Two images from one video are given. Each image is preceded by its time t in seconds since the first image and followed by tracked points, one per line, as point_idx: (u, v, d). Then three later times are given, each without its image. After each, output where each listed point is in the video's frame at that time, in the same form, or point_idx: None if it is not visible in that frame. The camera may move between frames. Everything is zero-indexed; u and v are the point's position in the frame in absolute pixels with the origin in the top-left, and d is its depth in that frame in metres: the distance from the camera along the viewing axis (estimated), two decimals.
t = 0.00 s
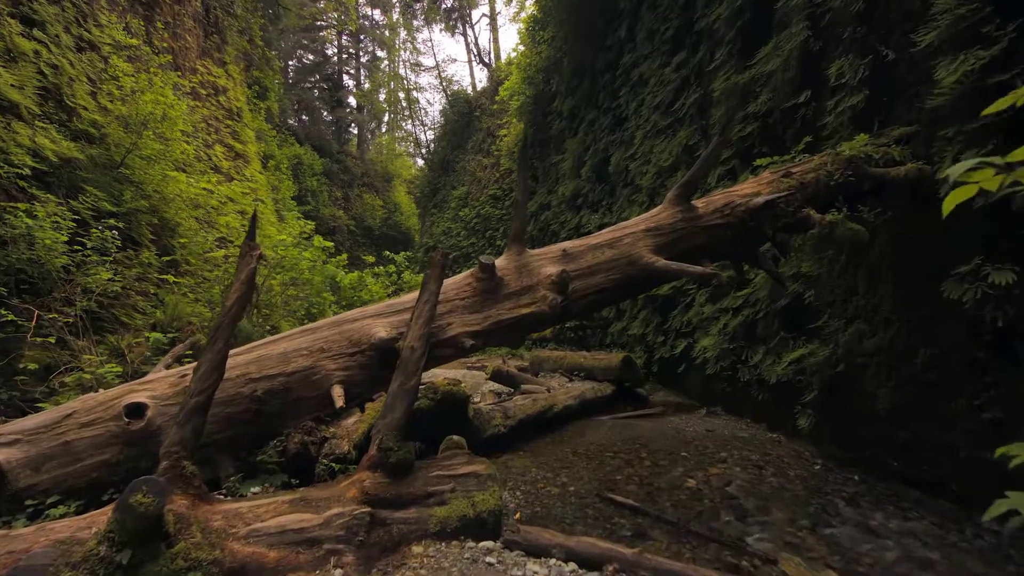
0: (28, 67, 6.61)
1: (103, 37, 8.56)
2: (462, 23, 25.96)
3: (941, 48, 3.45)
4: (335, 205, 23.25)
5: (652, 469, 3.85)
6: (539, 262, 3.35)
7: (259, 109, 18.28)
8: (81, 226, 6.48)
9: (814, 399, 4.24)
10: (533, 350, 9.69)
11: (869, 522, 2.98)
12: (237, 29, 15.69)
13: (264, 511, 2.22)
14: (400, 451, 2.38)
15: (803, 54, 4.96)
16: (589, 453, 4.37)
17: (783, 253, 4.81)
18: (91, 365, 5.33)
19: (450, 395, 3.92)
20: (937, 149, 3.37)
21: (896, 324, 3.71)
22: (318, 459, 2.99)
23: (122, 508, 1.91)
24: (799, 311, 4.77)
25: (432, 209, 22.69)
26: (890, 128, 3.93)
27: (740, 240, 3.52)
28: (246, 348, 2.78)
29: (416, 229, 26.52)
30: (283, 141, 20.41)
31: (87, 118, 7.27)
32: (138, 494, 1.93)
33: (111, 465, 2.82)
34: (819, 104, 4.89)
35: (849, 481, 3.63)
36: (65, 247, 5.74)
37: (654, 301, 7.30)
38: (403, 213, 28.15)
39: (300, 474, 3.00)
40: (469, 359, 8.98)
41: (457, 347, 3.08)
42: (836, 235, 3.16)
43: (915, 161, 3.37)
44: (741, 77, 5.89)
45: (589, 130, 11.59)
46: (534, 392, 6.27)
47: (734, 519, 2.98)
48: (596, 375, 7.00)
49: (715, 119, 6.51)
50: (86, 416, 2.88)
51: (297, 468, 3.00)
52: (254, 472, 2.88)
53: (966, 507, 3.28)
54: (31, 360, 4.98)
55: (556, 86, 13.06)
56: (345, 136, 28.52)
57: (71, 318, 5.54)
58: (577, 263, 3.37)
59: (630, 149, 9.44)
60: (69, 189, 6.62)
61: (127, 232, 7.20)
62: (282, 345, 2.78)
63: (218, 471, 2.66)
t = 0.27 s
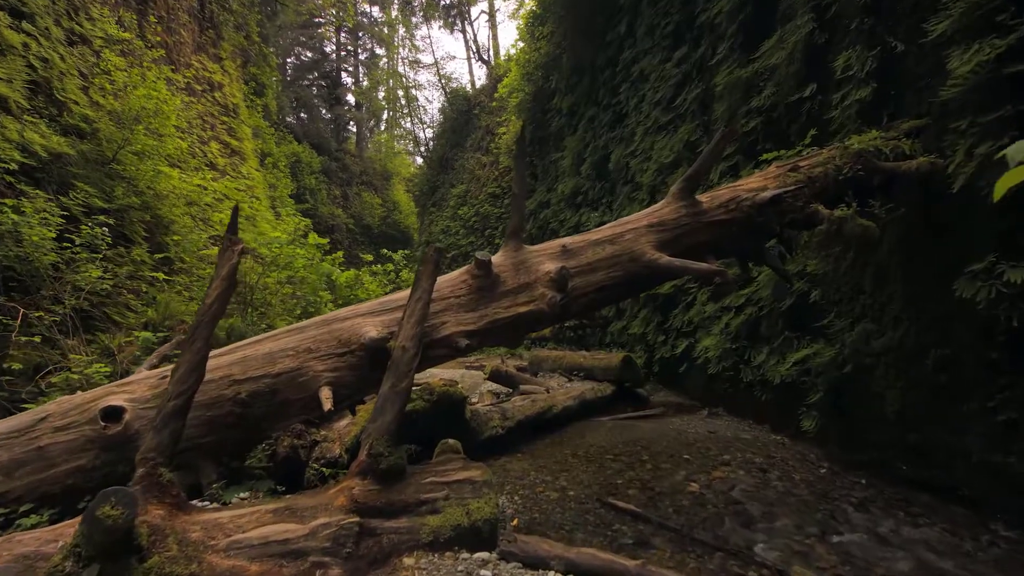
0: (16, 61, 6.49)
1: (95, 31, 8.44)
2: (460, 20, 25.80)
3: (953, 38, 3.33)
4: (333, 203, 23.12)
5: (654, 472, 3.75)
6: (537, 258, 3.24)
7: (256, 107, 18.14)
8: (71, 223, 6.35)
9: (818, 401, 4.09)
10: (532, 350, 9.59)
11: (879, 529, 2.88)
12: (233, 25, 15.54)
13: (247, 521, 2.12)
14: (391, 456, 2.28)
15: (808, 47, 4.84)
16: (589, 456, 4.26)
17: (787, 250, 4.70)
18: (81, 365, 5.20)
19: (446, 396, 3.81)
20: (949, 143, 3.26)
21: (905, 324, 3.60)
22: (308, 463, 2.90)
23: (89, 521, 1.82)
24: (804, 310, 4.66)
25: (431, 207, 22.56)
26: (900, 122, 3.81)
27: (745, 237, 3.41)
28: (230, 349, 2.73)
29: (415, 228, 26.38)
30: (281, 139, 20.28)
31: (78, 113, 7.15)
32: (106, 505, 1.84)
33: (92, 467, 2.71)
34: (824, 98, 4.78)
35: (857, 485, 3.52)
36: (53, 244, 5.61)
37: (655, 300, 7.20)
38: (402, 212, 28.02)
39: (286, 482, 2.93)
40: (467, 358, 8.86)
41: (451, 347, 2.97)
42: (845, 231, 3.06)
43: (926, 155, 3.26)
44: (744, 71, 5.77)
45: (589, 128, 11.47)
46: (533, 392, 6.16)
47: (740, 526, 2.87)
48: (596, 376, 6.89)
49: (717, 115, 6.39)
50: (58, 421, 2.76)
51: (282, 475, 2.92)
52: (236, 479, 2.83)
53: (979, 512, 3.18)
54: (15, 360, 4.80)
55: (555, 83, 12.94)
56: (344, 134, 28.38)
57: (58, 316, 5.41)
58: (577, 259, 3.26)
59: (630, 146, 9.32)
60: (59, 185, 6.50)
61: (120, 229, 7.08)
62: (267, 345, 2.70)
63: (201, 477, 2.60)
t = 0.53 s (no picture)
0: (3, 53, 6.35)
1: (86, 24, 8.30)
2: (459, 15, 25.59)
3: (967, 26, 3.21)
4: (332, 201, 22.95)
5: (656, 475, 3.64)
6: (535, 254, 3.12)
7: (253, 103, 17.96)
8: (59, 219, 6.23)
9: (824, 402, 3.96)
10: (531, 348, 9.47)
11: (889, 536, 2.77)
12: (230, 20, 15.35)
13: (224, 533, 2.06)
14: (380, 463, 2.20)
15: (815, 39, 4.71)
16: (589, 457, 4.15)
17: (793, 247, 4.58)
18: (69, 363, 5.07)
19: (441, 397, 3.70)
20: (963, 135, 3.15)
21: (913, 323, 3.47)
22: (296, 467, 2.82)
23: (47, 538, 1.79)
24: (809, 308, 4.55)
25: (430, 204, 22.41)
26: (910, 114, 3.69)
27: (751, 232, 3.30)
28: (212, 349, 2.67)
29: (414, 225, 26.22)
30: (279, 135, 20.11)
31: (68, 107, 7.02)
32: (67, 520, 1.82)
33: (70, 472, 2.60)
34: (830, 90, 4.65)
35: (865, 489, 3.41)
36: (41, 241, 5.48)
37: (656, 298, 7.09)
38: (400, 209, 27.87)
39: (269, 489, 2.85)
40: (465, 357, 8.73)
41: (445, 348, 2.86)
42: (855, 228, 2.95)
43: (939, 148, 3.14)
44: (748, 64, 5.65)
45: (589, 123, 11.33)
46: (532, 392, 6.04)
47: (746, 533, 2.76)
48: (596, 375, 6.78)
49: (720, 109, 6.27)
50: (28, 422, 2.65)
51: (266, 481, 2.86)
52: (220, 486, 2.83)
53: (990, 517, 3.08)
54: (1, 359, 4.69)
55: (554, 79, 12.80)
56: (342, 131, 28.19)
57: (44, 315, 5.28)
58: (577, 255, 3.14)
59: (631, 142, 9.19)
60: (48, 180, 6.37)
61: (111, 225, 6.96)
62: (250, 346, 2.64)
63: (180, 485, 2.52)
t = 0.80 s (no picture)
0: None
1: (78, 16, 8.19)
2: (458, 11, 25.39)
3: (984, 12, 3.09)
4: (331, 197, 22.81)
5: (658, 478, 3.53)
6: (533, 249, 3.01)
7: (251, 99, 17.81)
8: (48, 214, 6.10)
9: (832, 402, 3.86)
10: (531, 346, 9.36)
11: (902, 543, 2.66)
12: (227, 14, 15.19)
13: (201, 545, 1.97)
14: (369, 469, 2.09)
15: (822, 28, 4.60)
16: (589, 459, 4.03)
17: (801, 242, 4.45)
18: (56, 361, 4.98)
19: (436, 398, 3.60)
20: (979, 126, 3.03)
21: (924, 322, 3.34)
22: (285, 471, 2.78)
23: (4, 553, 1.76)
24: (815, 306, 4.43)
25: (430, 201, 22.27)
26: (923, 105, 3.57)
27: (759, 226, 3.19)
28: (194, 348, 2.60)
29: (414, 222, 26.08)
30: (277, 131, 19.97)
31: (59, 100, 6.89)
32: (24, 535, 1.79)
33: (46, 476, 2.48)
34: (838, 82, 4.53)
35: (875, 493, 3.29)
36: (28, 236, 5.35)
37: (657, 296, 6.98)
38: (400, 206, 27.72)
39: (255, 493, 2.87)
40: (464, 355, 8.61)
41: (439, 348, 2.74)
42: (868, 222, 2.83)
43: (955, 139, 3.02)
44: (752, 56, 5.52)
45: (589, 119, 11.20)
46: (531, 391, 5.93)
47: (754, 541, 2.64)
48: (596, 374, 6.67)
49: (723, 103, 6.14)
50: None
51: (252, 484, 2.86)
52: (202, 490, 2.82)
53: (1006, 523, 2.96)
54: None
55: (555, 74, 12.66)
56: (341, 127, 28.02)
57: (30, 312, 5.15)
58: (579, 249, 3.03)
59: (632, 137, 9.06)
60: (38, 174, 6.24)
61: (103, 220, 6.85)
62: (235, 344, 2.57)
63: (159, 491, 2.44)
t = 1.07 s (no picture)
0: None
1: (71, 7, 8.04)
2: (458, 5, 25.17)
3: None
4: (330, 193, 22.64)
5: (661, 481, 3.42)
6: (532, 244, 2.89)
7: (250, 93, 17.63)
8: (39, 209, 5.97)
9: (840, 403, 3.75)
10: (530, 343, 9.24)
11: (917, 552, 2.55)
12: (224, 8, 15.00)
13: (175, 559, 1.86)
14: (356, 477, 2.00)
15: (831, 17, 4.46)
16: (590, 460, 3.91)
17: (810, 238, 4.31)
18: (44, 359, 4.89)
19: (432, 398, 3.49)
20: (999, 116, 2.90)
21: (938, 320, 3.21)
22: (273, 475, 2.73)
23: None
24: (822, 303, 4.31)
25: (429, 197, 22.12)
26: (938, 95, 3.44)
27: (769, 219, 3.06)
28: (172, 347, 2.48)
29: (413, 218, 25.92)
30: (276, 127, 19.81)
31: (51, 94, 6.75)
32: None
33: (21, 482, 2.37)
34: (847, 73, 4.40)
35: (886, 497, 3.18)
36: (17, 232, 5.21)
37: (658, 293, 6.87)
38: (399, 202, 27.55)
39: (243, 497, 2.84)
40: (463, 352, 8.49)
41: (433, 348, 2.62)
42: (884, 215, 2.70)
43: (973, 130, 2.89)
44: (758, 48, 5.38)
45: (590, 113, 11.05)
46: (531, 389, 5.82)
47: (763, 549, 2.53)
48: (597, 372, 6.55)
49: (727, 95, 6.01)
50: None
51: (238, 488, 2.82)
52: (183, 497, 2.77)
53: None
54: None
55: (555, 68, 12.51)
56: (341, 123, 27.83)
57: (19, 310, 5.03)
58: (583, 243, 2.91)
59: (633, 131, 8.92)
60: (29, 169, 6.11)
61: (97, 216, 6.72)
62: (217, 344, 2.48)
63: (137, 499, 2.35)
